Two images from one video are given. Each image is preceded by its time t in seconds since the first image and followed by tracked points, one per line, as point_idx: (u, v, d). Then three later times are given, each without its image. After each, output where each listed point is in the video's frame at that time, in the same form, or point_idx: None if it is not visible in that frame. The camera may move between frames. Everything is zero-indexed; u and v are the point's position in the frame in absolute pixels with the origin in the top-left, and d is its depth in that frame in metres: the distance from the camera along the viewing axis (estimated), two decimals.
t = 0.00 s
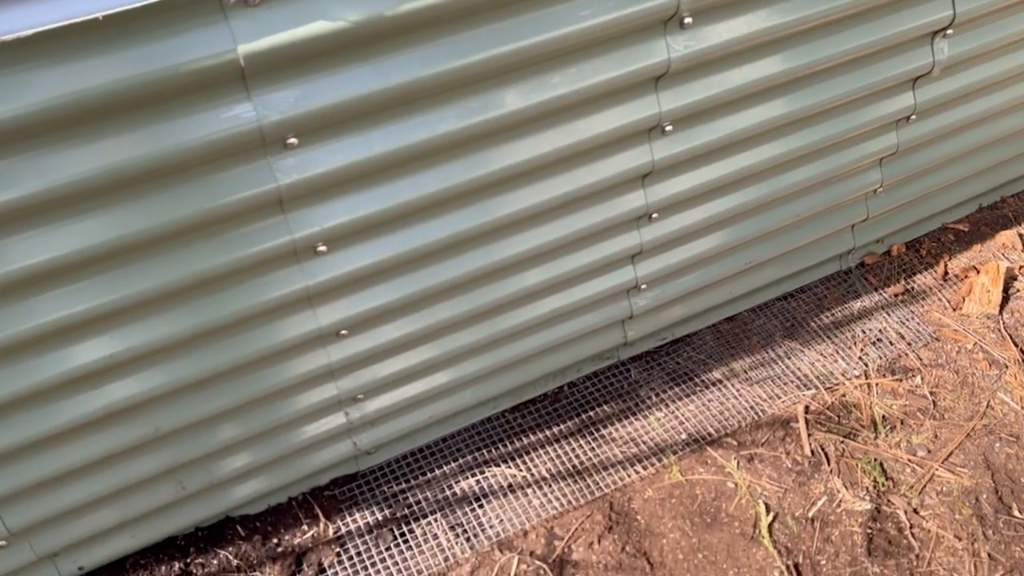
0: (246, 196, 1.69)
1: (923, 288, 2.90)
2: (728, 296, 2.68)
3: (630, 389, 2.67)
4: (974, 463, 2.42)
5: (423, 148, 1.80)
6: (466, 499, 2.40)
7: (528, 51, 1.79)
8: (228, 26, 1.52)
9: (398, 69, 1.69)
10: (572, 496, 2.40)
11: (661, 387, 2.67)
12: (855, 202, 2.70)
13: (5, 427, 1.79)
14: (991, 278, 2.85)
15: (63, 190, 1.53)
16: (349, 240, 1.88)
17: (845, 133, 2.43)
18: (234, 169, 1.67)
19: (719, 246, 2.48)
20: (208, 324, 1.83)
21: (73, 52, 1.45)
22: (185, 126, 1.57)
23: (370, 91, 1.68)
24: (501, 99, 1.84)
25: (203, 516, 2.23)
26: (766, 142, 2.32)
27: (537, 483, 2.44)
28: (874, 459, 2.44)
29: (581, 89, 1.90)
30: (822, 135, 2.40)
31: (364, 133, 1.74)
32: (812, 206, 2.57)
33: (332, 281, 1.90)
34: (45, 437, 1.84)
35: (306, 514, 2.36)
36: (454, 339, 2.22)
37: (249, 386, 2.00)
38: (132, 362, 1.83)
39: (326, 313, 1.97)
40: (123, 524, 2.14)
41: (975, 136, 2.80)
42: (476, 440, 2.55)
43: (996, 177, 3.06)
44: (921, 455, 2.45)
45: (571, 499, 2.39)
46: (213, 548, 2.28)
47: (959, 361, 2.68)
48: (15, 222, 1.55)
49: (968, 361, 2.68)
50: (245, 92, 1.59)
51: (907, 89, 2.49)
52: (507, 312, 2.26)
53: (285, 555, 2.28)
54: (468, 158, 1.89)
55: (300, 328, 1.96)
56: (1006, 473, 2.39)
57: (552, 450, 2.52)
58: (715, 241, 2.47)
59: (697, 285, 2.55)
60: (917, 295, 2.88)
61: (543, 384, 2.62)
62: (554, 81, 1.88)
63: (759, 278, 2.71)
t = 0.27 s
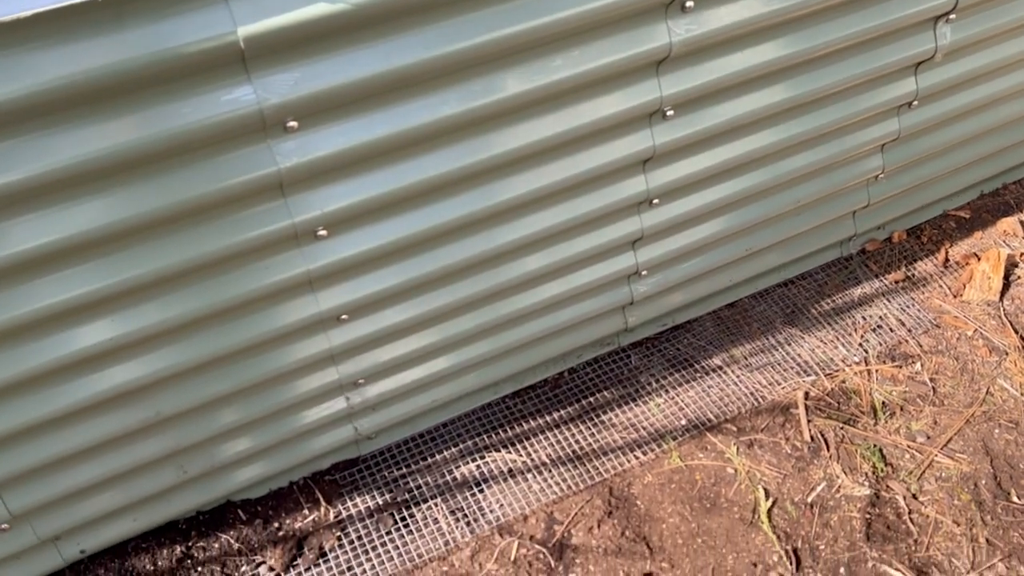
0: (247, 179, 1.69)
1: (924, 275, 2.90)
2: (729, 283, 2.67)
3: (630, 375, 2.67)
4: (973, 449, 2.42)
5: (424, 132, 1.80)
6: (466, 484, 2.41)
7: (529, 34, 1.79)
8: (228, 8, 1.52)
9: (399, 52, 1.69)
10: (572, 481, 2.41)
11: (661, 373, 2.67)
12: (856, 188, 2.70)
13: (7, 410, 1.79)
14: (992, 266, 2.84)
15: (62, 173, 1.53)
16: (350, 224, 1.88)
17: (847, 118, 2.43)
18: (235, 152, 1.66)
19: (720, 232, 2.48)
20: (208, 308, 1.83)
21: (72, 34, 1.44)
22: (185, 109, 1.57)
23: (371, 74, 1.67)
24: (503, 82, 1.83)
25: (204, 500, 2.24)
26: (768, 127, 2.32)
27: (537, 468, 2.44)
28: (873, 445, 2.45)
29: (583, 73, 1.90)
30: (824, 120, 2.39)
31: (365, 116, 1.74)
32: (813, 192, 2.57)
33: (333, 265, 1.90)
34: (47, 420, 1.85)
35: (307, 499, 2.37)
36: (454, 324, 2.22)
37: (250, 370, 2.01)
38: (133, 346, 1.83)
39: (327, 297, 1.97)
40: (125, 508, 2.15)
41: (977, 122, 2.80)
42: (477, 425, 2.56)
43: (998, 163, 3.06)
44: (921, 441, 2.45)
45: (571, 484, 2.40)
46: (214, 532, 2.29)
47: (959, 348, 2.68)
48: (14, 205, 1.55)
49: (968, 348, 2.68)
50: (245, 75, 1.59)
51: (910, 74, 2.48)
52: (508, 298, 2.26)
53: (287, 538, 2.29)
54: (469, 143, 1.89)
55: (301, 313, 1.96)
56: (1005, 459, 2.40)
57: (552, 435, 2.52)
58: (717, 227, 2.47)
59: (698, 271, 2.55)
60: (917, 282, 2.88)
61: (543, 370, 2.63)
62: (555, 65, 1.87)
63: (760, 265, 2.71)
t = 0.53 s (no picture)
0: (246, 164, 1.69)
1: (925, 264, 2.90)
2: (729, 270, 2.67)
3: (630, 362, 2.67)
4: (973, 438, 2.43)
5: (424, 117, 1.80)
6: (466, 471, 2.42)
7: (529, 19, 1.79)
8: None
9: (398, 36, 1.68)
10: (572, 467, 2.41)
11: (661, 361, 2.67)
12: (857, 176, 2.70)
13: (7, 394, 1.80)
14: (993, 254, 2.81)
15: (60, 157, 1.53)
16: (350, 210, 1.88)
17: (849, 106, 2.42)
18: (234, 137, 1.66)
19: (721, 220, 2.47)
20: (208, 293, 1.83)
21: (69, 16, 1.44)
22: (184, 93, 1.57)
23: (371, 58, 1.67)
24: (503, 67, 1.83)
25: (204, 486, 2.25)
26: (769, 114, 2.31)
27: (537, 454, 2.45)
28: (872, 433, 2.45)
29: (583, 58, 1.89)
30: (826, 108, 2.38)
31: (365, 101, 1.73)
32: (814, 179, 2.57)
33: (333, 251, 1.90)
34: (47, 405, 1.85)
35: (308, 484, 2.38)
36: (455, 311, 2.22)
37: (251, 356, 2.01)
38: (132, 331, 1.84)
39: (327, 283, 1.97)
40: (126, 493, 2.16)
41: (979, 110, 2.79)
42: (477, 412, 2.56)
43: (1000, 152, 3.05)
44: (920, 429, 2.46)
45: (571, 470, 2.41)
46: (215, 517, 2.29)
47: (959, 337, 2.68)
48: (13, 188, 1.55)
49: (968, 337, 2.68)
50: (245, 59, 1.59)
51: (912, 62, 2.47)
52: (508, 285, 2.26)
53: (287, 524, 2.29)
54: (469, 128, 1.88)
55: (301, 298, 1.96)
56: (1003, 447, 2.40)
57: (551, 422, 2.53)
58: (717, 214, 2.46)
59: (698, 259, 2.54)
60: (918, 270, 2.88)
61: (543, 357, 2.63)
62: (555, 50, 1.87)
63: (761, 253, 2.70)
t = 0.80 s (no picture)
0: (249, 149, 1.68)
1: (929, 253, 2.89)
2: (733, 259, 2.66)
3: (633, 351, 2.67)
4: (976, 427, 2.42)
5: (427, 102, 1.79)
6: (468, 459, 2.42)
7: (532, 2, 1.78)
8: None
9: (400, 19, 1.67)
10: (574, 455, 2.41)
11: (663, 350, 2.67)
12: (862, 164, 2.68)
13: (9, 379, 1.80)
14: (998, 244, 2.80)
15: (61, 140, 1.52)
16: (352, 195, 1.87)
17: (854, 93, 2.40)
18: (236, 121, 1.66)
19: (725, 208, 2.46)
20: (210, 279, 1.83)
21: None
22: (186, 76, 1.56)
23: (373, 41, 1.66)
24: (506, 52, 1.82)
25: (207, 473, 2.25)
26: (774, 101, 2.30)
27: (540, 443, 2.45)
28: (875, 422, 2.45)
29: (587, 43, 1.88)
30: (830, 95, 2.37)
31: (367, 86, 1.73)
32: (818, 168, 2.55)
33: (336, 237, 1.90)
34: (48, 390, 1.85)
35: (310, 472, 2.38)
36: (457, 298, 2.22)
37: (253, 342, 2.01)
38: (134, 316, 1.83)
39: (329, 269, 1.97)
40: (128, 479, 2.16)
41: (985, 98, 2.77)
42: (479, 400, 2.56)
43: (1005, 140, 3.04)
44: (923, 418, 2.45)
45: (573, 458, 2.41)
46: (217, 504, 2.30)
47: (963, 326, 2.68)
48: (14, 172, 1.54)
49: (972, 326, 2.67)
50: (247, 43, 1.59)
51: (918, 49, 2.46)
52: (511, 273, 2.25)
53: (289, 511, 2.30)
54: (473, 113, 1.87)
55: (304, 285, 1.96)
56: (1007, 436, 2.40)
57: (554, 410, 2.53)
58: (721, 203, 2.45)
59: (701, 248, 2.54)
60: (922, 260, 2.87)
61: (546, 345, 2.63)
62: (559, 35, 1.86)
63: (765, 241, 2.70)
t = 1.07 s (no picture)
0: (250, 139, 1.67)
1: (933, 246, 2.88)
2: (736, 252, 2.65)
3: (635, 344, 2.66)
4: (979, 420, 2.41)
5: (429, 92, 1.78)
6: (470, 451, 2.41)
7: None
8: None
9: (402, 8, 1.66)
10: (576, 448, 2.40)
11: (666, 343, 2.66)
12: (866, 157, 2.67)
13: (10, 370, 1.79)
14: (1002, 237, 2.76)
15: (61, 129, 1.51)
16: (354, 187, 1.86)
17: (859, 85, 2.39)
18: (237, 112, 1.64)
19: (728, 200, 2.45)
20: (210, 270, 1.82)
21: None
22: (186, 66, 1.55)
23: (375, 30, 1.65)
24: (509, 42, 1.81)
25: (208, 465, 2.25)
26: (778, 92, 2.28)
27: (541, 436, 2.44)
28: (878, 416, 2.44)
29: (590, 33, 1.87)
30: (835, 86, 2.35)
31: (369, 76, 1.71)
32: (822, 160, 2.54)
33: (337, 228, 1.89)
34: (49, 382, 1.84)
35: (311, 464, 2.38)
36: (459, 290, 2.21)
37: (254, 334, 2.00)
38: (135, 307, 1.82)
39: (330, 261, 1.96)
40: (129, 471, 2.15)
41: (990, 90, 2.76)
42: (481, 393, 2.55)
43: (1010, 133, 3.02)
44: (927, 412, 2.44)
45: (575, 451, 2.40)
46: (218, 497, 2.29)
47: (967, 320, 2.66)
48: (13, 162, 1.53)
49: (975, 320, 2.66)
50: (247, 32, 1.57)
51: (923, 41, 2.44)
52: (513, 265, 2.24)
53: (290, 503, 2.29)
54: (475, 104, 1.86)
55: (304, 277, 1.95)
56: (1010, 430, 2.39)
57: (555, 403, 2.52)
58: (724, 195, 2.44)
59: (705, 240, 2.52)
60: (925, 253, 2.86)
61: (548, 338, 2.62)
62: (562, 25, 1.84)
63: (768, 234, 2.68)
